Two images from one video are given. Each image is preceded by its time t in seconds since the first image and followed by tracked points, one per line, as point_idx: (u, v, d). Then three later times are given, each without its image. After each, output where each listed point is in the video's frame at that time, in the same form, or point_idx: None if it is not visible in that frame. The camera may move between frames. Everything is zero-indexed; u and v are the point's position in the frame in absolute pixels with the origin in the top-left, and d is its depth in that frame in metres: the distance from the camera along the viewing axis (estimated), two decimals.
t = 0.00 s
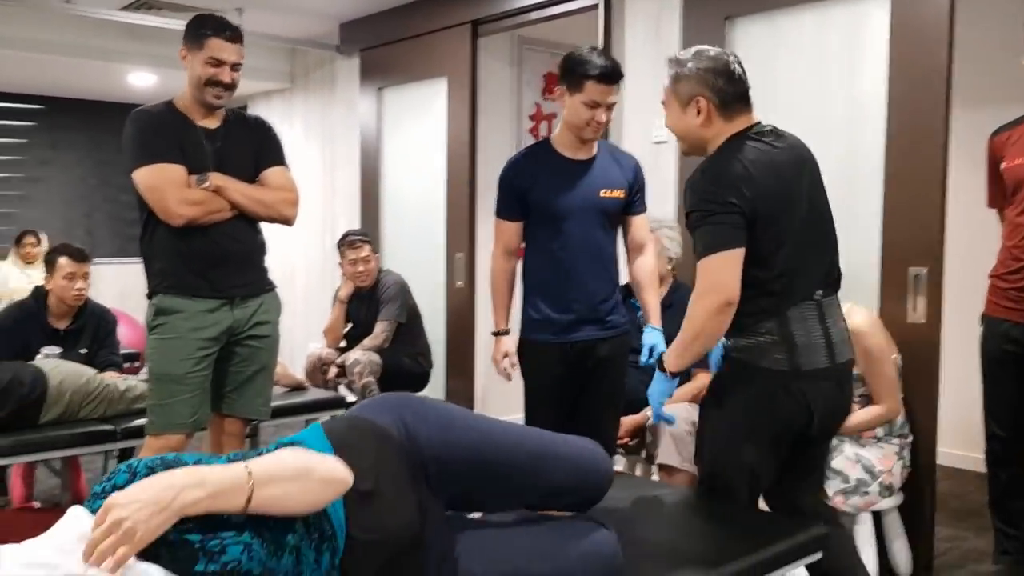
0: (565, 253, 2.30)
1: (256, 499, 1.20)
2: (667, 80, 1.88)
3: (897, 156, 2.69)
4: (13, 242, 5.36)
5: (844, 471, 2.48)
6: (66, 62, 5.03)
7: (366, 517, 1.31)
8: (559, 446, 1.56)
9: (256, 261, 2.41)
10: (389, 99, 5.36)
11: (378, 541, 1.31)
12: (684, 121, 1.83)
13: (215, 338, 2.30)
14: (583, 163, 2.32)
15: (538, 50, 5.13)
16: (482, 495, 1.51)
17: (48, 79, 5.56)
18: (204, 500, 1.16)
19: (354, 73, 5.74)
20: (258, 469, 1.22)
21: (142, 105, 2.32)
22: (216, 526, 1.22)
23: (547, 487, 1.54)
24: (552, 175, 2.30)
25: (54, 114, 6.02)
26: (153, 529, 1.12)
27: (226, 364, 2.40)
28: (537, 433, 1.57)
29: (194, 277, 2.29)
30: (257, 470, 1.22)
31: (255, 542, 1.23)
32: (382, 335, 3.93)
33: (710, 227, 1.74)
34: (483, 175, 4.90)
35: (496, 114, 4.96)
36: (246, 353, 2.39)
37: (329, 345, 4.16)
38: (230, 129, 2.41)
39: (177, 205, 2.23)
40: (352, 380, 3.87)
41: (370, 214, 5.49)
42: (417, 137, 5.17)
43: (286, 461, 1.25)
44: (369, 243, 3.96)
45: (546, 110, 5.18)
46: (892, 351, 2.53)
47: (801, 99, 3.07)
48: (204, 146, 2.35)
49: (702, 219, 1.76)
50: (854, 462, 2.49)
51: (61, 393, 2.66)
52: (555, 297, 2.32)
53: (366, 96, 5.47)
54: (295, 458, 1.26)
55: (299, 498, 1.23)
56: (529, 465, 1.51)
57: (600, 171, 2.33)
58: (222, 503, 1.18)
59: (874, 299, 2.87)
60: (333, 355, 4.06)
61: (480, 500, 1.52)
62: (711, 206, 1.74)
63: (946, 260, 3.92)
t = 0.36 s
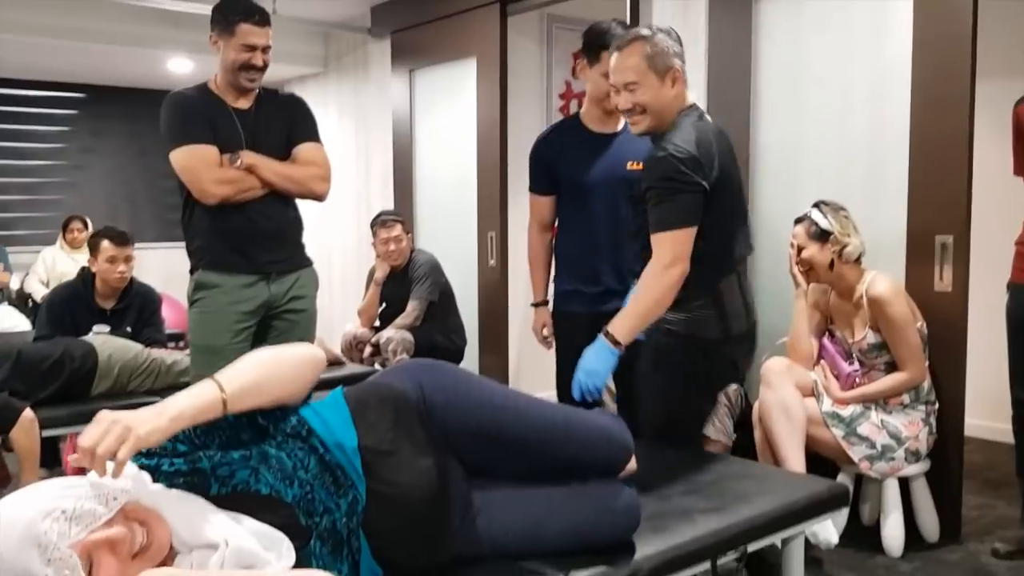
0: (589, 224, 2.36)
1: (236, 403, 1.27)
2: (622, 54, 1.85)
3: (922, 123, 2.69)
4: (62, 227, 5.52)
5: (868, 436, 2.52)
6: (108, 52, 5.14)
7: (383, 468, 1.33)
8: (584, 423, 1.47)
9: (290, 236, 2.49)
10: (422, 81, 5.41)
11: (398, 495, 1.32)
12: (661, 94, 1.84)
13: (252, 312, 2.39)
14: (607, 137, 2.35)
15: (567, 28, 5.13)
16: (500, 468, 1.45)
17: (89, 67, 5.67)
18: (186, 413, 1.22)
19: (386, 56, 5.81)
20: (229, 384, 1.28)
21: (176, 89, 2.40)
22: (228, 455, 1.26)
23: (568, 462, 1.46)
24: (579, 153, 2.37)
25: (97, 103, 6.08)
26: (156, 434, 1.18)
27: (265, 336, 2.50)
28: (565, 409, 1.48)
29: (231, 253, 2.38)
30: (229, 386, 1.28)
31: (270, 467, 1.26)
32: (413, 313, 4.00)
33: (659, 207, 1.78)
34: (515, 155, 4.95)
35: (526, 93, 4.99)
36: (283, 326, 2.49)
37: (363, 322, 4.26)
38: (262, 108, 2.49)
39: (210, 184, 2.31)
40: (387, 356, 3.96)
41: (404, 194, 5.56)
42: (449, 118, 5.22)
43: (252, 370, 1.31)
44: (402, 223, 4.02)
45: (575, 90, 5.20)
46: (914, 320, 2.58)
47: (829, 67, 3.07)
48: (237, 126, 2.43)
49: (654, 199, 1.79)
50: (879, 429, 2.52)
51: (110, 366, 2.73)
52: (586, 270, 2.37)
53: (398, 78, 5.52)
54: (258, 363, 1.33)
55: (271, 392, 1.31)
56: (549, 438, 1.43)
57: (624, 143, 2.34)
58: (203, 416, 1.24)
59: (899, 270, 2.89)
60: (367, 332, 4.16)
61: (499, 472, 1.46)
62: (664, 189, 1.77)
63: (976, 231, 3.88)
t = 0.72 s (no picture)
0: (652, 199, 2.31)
1: (220, 380, 1.17)
2: (590, 36, 1.69)
3: (945, 98, 2.67)
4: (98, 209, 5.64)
5: (891, 410, 2.52)
6: (138, 37, 5.21)
7: (409, 440, 1.32)
8: (608, 405, 1.46)
9: (317, 214, 2.47)
10: (450, 62, 5.40)
11: (425, 466, 1.31)
12: (623, 81, 1.72)
13: (282, 289, 2.39)
14: (674, 113, 2.33)
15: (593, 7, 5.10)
16: (521, 444, 1.46)
17: (122, 52, 5.74)
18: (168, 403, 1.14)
19: (414, 37, 5.83)
20: (204, 361, 1.17)
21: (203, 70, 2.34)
22: (240, 425, 1.21)
23: (589, 443, 1.46)
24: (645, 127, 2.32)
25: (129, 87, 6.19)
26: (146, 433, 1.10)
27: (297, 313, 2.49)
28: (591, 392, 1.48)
29: (262, 232, 2.38)
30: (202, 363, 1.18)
31: (287, 437, 1.21)
32: (442, 291, 4.04)
33: (637, 199, 1.70)
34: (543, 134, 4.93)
35: (553, 73, 4.98)
36: (315, 303, 2.48)
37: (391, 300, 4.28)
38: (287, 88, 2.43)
39: (240, 162, 2.28)
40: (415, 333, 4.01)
41: (431, 175, 5.60)
42: (476, 98, 5.23)
43: (226, 337, 1.19)
44: (430, 200, 4.07)
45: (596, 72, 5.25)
46: (938, 294, 2.57)
47: (854, 41, 3.04)
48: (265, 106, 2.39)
49: (629, 190, 1.70)
50: (902, 402, 2.52)
51: (143, 342, 2.78)
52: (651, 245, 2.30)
53: (425, 59, 5.53)
54: (232, 328, 1.20)
55: (254, 360, 1.20)
56: (573, 420, 1.43)
57: (690, 121, 2.33)
58: (188, 403, 1.15)
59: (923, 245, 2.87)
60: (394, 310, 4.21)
61: (521, 448, 1.47)
62: (639, 181, 1.69)
63: (1011, 207, 3.81)
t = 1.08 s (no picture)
0: (751, 189, 2.15)
1: (241, 350, 1.18)
2: None
3: (1003, 73, 2.58)
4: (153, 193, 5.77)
5: (938, 395, 2.46)
6: (188, 23, 5.28)
7: (437, 412, 1.34)
8: (637, 365, 1.47)
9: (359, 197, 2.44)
10: (495, 43, 5.40)
11: (452, 437, 1.32)
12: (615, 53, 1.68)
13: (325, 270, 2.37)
14: (770, 95, 2.11)
15: None
16: (552, 411, 1.47)
17: (174, 38, 5.84)
18: (192, 380, 1.16)
19: (459, 19, 5.83)
20: (224, 333, 1.18)
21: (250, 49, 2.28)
22: (268, 396, 1.23)
23: (622, 406, 1.46)
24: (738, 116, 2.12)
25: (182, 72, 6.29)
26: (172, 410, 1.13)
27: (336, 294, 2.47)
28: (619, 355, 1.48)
29: (306, 214, 2.35)
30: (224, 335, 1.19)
31: (314, 409, 1.24)
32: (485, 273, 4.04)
33: (642, 186, 1.71)
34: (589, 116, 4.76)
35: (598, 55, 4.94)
36: (354, 283, 2.45)
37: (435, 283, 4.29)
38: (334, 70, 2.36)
39: (284, 143, 2.23)
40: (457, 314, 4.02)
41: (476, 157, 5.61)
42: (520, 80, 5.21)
43: (244, 307, 1.19)
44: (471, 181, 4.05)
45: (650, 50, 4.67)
46: (990, 277, 2.51)
47: (906, 16, 2.94)
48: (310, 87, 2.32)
49: (635, 178, 1.71)
50: (950, 387, 2.46)
51: (190, 322, 2.83)
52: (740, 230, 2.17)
53: (471, 41, 5.53)
54: (248, 299, 1.20)
55: (273, 328, 1.19)
56: (604, 381, 1.43)
57: (788, 102, 2.11)
58: (212, 375, 1.17)
59: (977, 225, 2.79)
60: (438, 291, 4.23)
61: (551, 418, 1.48)
62: (646, 168, 1.71)
63: None
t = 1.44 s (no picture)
0: (894, 182, 1.75)
1: (284, 319, 1.21)
2: None
3: None
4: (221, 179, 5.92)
5: (1003, 381, 2.38)
6: (253, 11, 5.36)
7: (485, 391, 1.35)
8: (681, 307, 1.43)
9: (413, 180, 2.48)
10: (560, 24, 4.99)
11: (498, 419, 1.34)
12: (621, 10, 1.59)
13: (377, 252, 2.39)
14: (902, 72, 1.70)
15: None
16: (604, 374, 1.46)
17: (241, 26, 5.96)
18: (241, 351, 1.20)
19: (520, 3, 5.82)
20: (267, 303, 1.21)
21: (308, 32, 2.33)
22: (320, 376, 1.27)
23: (672, 358, 1.44)
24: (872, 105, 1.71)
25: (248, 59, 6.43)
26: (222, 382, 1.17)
27: (391, 275, 2.49)
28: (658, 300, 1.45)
29: (358, 196, 2.39)
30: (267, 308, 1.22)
31: (363, 388, 1.27)
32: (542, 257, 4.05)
33: (645, 129, 1.76)
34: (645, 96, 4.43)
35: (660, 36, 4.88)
36: (408, 265, 2.47)
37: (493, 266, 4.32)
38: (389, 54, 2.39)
39: (333, 126, 2.27)
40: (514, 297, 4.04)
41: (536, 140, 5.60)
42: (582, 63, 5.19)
43: (285, 276, 1.22)
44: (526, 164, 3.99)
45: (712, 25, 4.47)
46: None
47: None
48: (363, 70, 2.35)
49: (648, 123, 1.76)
50: (1016, 372, 2.38)
51: (252, 302, 2.90)
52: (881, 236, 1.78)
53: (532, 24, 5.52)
54: (288, 268, 1.23)
55: (312, 297, 1.22)
56: (653, 331, 1.41)
57: (925, 77, 1.70)
58: (258, 344, 1.21)
59: None
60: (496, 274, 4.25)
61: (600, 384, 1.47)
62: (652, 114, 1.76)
63: None
